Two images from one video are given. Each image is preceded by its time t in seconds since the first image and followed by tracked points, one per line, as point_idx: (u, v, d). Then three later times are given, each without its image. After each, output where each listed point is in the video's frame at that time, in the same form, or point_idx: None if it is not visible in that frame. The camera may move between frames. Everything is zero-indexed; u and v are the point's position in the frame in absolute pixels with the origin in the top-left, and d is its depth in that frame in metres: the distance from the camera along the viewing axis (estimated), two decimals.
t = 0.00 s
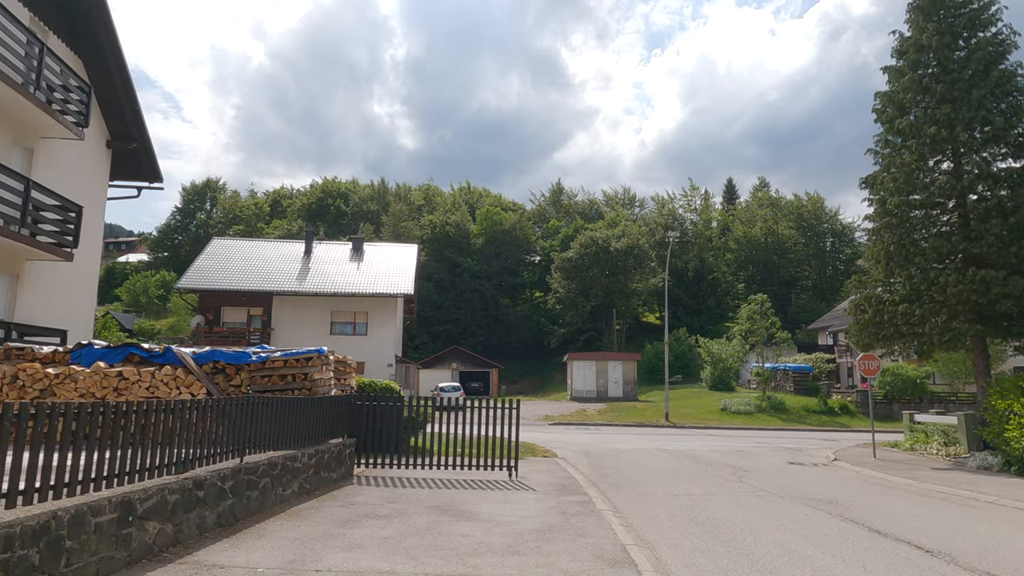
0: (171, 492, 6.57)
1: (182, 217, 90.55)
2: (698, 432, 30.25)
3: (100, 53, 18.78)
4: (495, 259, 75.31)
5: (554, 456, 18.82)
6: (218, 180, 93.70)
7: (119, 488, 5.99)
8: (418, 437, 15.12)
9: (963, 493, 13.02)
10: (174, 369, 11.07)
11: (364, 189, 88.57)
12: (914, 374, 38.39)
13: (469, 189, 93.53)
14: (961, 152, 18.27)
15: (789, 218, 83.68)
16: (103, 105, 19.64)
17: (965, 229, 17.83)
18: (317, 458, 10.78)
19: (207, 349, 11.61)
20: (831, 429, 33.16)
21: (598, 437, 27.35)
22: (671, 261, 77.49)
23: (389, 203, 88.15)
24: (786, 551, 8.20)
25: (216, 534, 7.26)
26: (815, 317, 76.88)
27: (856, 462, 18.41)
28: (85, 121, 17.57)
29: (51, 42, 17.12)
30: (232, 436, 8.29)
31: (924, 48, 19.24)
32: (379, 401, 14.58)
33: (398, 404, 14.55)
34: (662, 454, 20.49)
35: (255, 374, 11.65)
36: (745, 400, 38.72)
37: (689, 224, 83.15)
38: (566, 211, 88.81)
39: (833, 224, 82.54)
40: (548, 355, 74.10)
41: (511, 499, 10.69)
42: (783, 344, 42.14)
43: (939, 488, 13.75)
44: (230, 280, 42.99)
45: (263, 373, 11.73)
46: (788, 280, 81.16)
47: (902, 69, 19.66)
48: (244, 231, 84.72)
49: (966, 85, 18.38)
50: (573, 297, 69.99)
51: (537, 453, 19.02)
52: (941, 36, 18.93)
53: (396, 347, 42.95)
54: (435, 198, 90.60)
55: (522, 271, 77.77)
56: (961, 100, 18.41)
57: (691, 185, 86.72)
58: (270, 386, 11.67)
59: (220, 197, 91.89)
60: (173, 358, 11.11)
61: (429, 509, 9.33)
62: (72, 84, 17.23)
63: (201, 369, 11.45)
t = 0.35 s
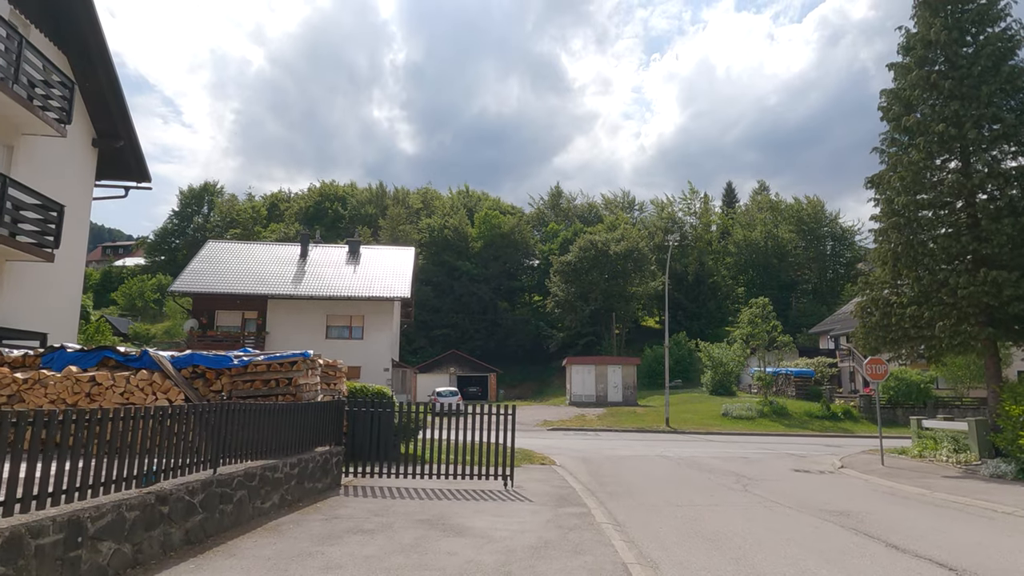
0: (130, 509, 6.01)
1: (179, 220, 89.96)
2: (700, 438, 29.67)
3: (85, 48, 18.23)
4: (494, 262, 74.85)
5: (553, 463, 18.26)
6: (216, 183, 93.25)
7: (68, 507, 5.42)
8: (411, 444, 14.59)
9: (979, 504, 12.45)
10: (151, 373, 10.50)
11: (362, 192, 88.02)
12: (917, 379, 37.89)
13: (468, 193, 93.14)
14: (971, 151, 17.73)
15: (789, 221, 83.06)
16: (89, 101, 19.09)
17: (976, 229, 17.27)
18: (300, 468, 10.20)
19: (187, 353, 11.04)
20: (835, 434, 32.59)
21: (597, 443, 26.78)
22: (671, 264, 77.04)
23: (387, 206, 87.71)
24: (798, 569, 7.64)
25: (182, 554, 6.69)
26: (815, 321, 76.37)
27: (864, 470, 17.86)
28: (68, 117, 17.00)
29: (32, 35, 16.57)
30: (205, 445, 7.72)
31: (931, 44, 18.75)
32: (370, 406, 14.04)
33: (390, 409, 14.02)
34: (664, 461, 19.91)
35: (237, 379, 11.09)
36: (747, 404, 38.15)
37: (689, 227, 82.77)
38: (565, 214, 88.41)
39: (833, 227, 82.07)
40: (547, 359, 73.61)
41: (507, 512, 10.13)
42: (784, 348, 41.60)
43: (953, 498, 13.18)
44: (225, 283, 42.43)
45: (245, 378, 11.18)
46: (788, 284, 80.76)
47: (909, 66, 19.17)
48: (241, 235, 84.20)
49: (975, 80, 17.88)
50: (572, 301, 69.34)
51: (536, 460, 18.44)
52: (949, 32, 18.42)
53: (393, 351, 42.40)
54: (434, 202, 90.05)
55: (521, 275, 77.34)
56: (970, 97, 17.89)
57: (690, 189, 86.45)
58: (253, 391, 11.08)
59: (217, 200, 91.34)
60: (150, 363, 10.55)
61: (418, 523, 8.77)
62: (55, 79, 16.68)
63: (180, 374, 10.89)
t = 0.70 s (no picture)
0: (72, 526, 5.39)
1: (173, 224, 89.35)
2: (700, 444, 29.04)
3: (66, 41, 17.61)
4: (491, 267, 74.24)
5: (548, 471, 17.61)
6: (211, 187, 92.53)
7: None
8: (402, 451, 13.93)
9: (994, 514, 11.85)
10: (119, 376, 9.86)
11: (358, 196, 87.49)
12: (919, 384, 37.43)
13: (465, 197, 92.61)
14: (979, 148, 17.18)
15: (788, 225, 82.58)
16: (70, 96, 18.47)
17: (985, 228, 16.70)
18: (276, 477, 9.57)
19: (158, 355, 10.38)
20: (837, 440, 31.98)
21: (594, 449, 26.18)
22: (669, 269, 76.55)
23: (383, 210, 87.14)
24: None
25: None
26: (814, 326, 75.89)
27: (869, 477, 17.29)
28: (45, 111, 16.38)
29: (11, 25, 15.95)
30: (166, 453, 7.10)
31: (936, 39, 18.25)
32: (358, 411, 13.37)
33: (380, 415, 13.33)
34: (663, 468, 19.30)
35: (212, 383, 10.46)
36: (747, 410, 37.55)
37: (687, 231, 82.27)
38: (562, 219, 87.94)
39: (831, 232, 81.77)
40: (544, 364, 73.14)
41: (497, 524, 9.53)
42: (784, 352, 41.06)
43: (966, 508, 12.57)
44: (217, 286, 41.77)
45: (221, 381, 10.53)
46: (787, 288, 80.32)
47: (914, 63, 18.66)
48: (236, 238, 83.46)
49: (982, 76, 17.36)
50: (569, 305, 68.69)
51: (530, 468, 17.82)
52: (955, 26, 17.92)
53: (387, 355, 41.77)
54: (430, 205, 89.53)
55: (518, 279, 76.72)
56: (978, 93, 17.36)
57: (688, 193, 86.13)
58: (229, 396, 10.48)
59: (212, 204, 90.70)
60: (118, 365, 9.91)
61: (400, 537, 8.17)
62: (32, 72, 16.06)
63: (151, 377, 10.25)
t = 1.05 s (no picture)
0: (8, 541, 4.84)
1: (171, 227, 88.83)
2: (702, 448, 28.46)
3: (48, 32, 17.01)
4: (490, 268, 73.67)
5: (547, 476, 17.03)
6: (209, 188, 91.88)
7: None
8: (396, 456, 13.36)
9: (1014, 521, 11.27)
10: (89, 376, 9.30)
11: (357, 197, 86.96)
12: (925, 386, 36.86)
13: (464, 199, 92.07)
14: (991, 142, 16.63)
15: (789, 227, 82.06)
16: (55, 88, 17.89)
17: (999, 224, 16.14)
18: (256, 482, 8.99)
19: (132, 353, 9.83)
20: (841, 444, 31.40)
21: (594, 453, 25.57)
22: (670, 271, 76.00)
23: (382, 212, 86.59)
24: None
25: None
26: (816, 328, 75.33)
27: (879, 482, 16.69)
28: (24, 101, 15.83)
29: None
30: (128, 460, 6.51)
31: (946, 29, 17.70)
32: (351, 414, 12.78)
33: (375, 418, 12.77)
34: (665, 472, 18.72)
35: (189, 383, 9.91)
36: (749, 412, 36.96)
37: (688, 233, 81.69)
38: (562, 220, 87.39)
39: (832, 234, 81.24)
40: (545, 367, 72.73)
41: (490, 534, 8.94)
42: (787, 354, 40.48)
43: (985, 514, 11.98)
44: (212, 287, 41.22)
45: (198, 381, 9.97)
46: (789, 290, 79.78)
47: (923, 54, 18.11)
48: (233, 240, 82.85)
49: (995, 68, 16.82)
50: (569, 307, 68.05)
51: (528, 472, 17.26)
52: (966, 16, 17.38)
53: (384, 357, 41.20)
54: (430, 207, 88.99)
55: (517, 281, 76.13)
56: (990, 85, 16.82)
57: (689, 195, 85.70)
58: (207, 397, 9.92)
59: (210, 206, 90.12)
60: (88, 363, 9.34)
61: (384, 549, 7.61)
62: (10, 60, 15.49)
63: (124, 376, 9.69)
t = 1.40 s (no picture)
0: None
1: (166, 226, 88.15)
2: (701, 449, 27.94)
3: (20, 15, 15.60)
4: (486, 268, 73.09)
5: (542, 479, 16.41)
6: (204, 187, 91.15)
7: None
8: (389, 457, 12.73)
9: None
10: (52, 374, 8.67)
11: (353, 196, 86.31)
12: (926, 387, 36.36)
13: (461, 199, 91.48)
14: (1001, 135, 16.09)
15: (787, 227, 81.62)
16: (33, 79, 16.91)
17: (1010, 219, 15.60)
18: (229, 489, 8.37)
19: (100, 350, 9.20)
20: (842, 445, 30.89)
21: (591, 455, 25.00)
22: (667, 271, 75.50)
23: (378, 211, 85.96)
24: None
25: None
26: (815, 328, 74.92)
27: (885, 486, 16.14)
28: None
29: None
30: (76, 466, 5.91)
31: (954, 18, 17.16)
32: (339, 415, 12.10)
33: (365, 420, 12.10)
34: (665, 475, 18.16)
35: (160, 382, 9.30)
36: (748, 413, 36.47)
37: (686, 233, 81.22)
38: (560, 220, 86.83)
39: (831, 233, 80.80)
40: (542, 367, 72.20)
41: (480, 544, 8.35)
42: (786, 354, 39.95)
43: (1001, 521, 11.43)
44: (203, 286, 40.58)
45: (170, 380, 9.36)
46: (787, 290, 79.36)
47: (930, 45, 17.57)
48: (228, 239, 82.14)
49: (1005, 57, 16.27)
50: (566, 307, 67.46)
51: (524, 475, 16.67)
52: (975, 5, 16.84)
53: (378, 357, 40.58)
54: (426, 206, 88.37)
55: (514, 281, 75.57)
56: (1000, 75, 16.28)
57: (687, 194, 85.29)
58: (179, 397, 9.32)
59: (205, 205, 89.38)
60: (50, 361, 8.69)
61: (364, 562, 7.02)
62: None
63: (90, 375, 9.06)
